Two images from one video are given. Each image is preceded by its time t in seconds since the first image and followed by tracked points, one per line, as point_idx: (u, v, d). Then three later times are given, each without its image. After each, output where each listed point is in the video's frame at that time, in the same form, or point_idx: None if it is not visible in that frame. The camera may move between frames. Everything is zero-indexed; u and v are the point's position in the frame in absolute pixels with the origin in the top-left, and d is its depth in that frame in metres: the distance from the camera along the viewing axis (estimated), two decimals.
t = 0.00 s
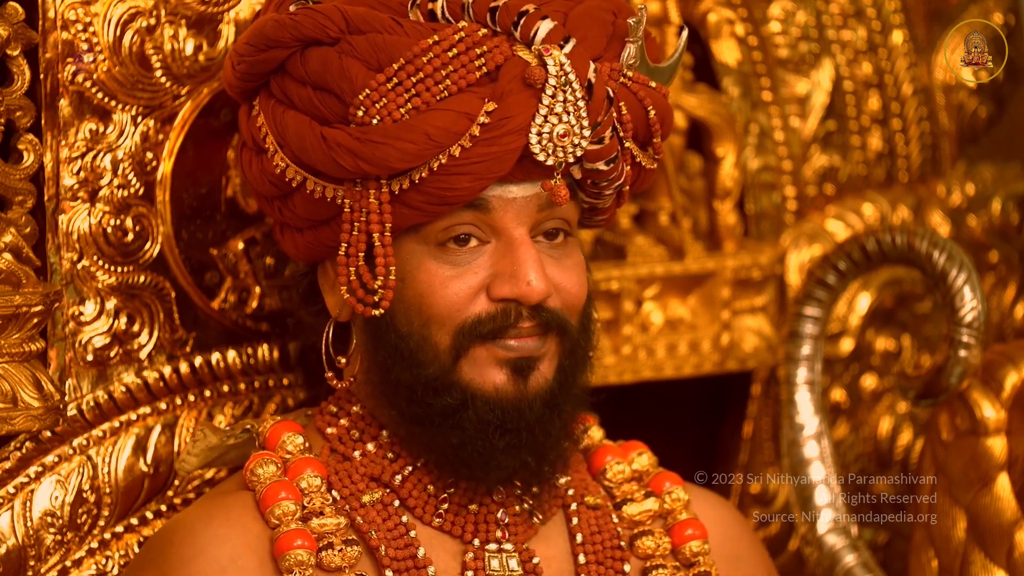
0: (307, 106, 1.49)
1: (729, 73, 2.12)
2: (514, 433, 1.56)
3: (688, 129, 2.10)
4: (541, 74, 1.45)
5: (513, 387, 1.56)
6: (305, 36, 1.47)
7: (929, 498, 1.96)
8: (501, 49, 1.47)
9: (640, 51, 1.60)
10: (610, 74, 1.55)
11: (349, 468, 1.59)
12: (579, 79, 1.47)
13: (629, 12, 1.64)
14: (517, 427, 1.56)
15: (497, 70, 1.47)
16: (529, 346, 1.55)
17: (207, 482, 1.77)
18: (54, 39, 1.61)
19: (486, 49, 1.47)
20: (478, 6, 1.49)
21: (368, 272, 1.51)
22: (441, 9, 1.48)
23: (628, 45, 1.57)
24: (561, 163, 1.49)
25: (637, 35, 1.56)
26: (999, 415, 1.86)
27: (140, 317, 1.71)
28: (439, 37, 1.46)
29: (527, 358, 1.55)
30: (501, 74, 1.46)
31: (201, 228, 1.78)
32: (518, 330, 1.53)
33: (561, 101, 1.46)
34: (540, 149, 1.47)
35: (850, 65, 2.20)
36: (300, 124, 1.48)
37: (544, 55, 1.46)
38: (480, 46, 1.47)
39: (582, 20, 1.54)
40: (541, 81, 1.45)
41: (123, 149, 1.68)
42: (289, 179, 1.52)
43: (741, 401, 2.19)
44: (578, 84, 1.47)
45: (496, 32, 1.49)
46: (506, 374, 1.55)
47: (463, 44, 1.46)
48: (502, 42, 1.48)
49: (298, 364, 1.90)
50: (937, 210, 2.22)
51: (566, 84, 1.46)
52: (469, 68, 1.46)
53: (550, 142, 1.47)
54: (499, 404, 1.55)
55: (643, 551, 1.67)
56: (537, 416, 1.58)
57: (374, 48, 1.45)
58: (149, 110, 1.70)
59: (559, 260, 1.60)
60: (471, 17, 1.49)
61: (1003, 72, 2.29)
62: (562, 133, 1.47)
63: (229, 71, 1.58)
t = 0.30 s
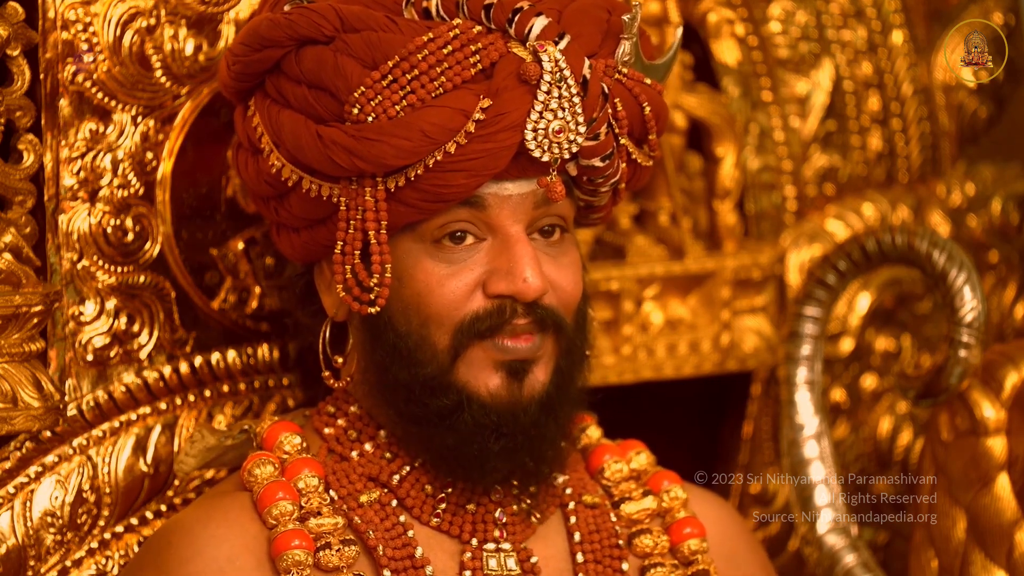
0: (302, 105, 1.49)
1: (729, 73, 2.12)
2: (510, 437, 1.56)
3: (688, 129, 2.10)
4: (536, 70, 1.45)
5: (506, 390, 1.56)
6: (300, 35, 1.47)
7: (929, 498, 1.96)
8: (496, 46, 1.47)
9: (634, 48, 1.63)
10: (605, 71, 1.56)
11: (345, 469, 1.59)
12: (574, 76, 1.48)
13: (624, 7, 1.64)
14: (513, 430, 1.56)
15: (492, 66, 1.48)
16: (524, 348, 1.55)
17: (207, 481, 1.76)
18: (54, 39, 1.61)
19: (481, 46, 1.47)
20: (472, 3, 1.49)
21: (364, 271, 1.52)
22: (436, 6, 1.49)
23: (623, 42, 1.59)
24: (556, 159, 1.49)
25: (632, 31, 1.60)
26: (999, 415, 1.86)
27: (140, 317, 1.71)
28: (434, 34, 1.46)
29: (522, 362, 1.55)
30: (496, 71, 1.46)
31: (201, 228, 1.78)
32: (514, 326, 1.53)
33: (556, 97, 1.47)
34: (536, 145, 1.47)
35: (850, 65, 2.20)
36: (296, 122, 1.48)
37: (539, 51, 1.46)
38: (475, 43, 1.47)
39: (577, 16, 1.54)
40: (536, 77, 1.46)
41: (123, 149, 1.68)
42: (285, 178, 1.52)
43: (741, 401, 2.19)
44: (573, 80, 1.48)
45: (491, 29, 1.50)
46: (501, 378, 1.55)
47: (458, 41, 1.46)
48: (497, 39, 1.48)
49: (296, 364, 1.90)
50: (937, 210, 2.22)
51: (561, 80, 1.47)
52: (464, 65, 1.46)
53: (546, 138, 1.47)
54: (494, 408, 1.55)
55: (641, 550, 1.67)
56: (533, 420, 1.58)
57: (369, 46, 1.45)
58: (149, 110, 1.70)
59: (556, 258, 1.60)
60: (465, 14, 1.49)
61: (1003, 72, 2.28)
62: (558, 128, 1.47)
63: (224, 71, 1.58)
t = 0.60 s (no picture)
0: (295, 99, 1.49)
1: (729, 73, 2.12)
2: (510, 428, 1.56)
3: (687, 129, 2.10)
4: (528, 56, 1.46)
5: (503, 382, 1.55)
6: (292, 30, 1.47)
7: (929, 498, 1.96)
8: (488, 34, 1.48)
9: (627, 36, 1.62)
10: (598, 58, 1.55)
11: (344, 467, 1.59)
12: (567, 61, 1.48)
13: None
14: (512, 422, 1.56)
15: (484, 55, 1.48)
16: (521, 345, 1.54)
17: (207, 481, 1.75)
18: (54, 39, 1.61)
19: (473, 35, 1.47)
20: None
21: (360, 262, 1.52)
22: None
23: (615, 31, 1.58)
24: (550, 145, 1.49)
25: (623, 20, 1.58)
26: (999, 415, 1.86)
27: (140, 317, 1.71)
28: (425, 24, 1.47)
29: (520, 358, 1.55)
30: (488, 59, 1.47)
31: (201, 229, 1.78)
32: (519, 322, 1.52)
33: (549, 83, 1.47)
34: (530, 131, 1.47)
35: (850, 64, 2.20)
36: (289, 116, 1.48)
37: (531, 37, 1.47)
38: (467, 32, 1.47)
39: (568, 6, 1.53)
40: (528, 63, 1.46)
41: (123, 149, 1.68)
42: (279, 174, 1.52)
43: (741, 401, 2.19)
44: (566, 66, 1.47)
45: (483, 19, 1.50)
46: (499, 371, 1.55)
47: (450, 31, 1.47)
48: (489, 28, 1.49)
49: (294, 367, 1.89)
50: (937, 210, 2.22)
51: (554, 65, 1.47)
52: (457, 53, 1.46)
53: (540, 124, 1.47)
54: (493, 401, 1.55)
55: (639, 547, 1.67)
56: (532, 413, 1.58)
57: (361, 37, 1.46)
58: (149, 110, 1.70)
59: (551, 250, 1.60)
60: (457, 5, 1.50)
61: (1003, 72, 2.28)
62: (551, 114, 1.47)
63: (217, 75, 1.59)
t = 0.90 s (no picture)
0: (291, 95, 1.49)
1: (729, 73, 2.12)
2: (512, 420, 1.56)
3: (687, 129, 2.10)
4: (523, 44, 1.46)
5: (507, 373, 1.55)
6: (287, 26, 1.48)
7: (929, 498, 1.96)
8: (483, 25, 1.48)
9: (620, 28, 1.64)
10: (593, 49, 1.55)
11: (344, 467, 1.59)
12: (562, 50, 1.49)
13: None
14: (515, 413, 1.56)
15: (479, 46, 1.48)
16: (523, 334, 1.54)
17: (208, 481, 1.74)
18: (54, 39, 1.61)
19: (468, 26, 1.48)
20: None
21: (357, 254, 1.52)
22: None
23: (609, 22, 1.60)
24: (547, 135, 1.49)
25: (616, 12, 1.62)
26: (999, 415, 1.86)
27: (140, 317, 1.72)
28: (420, 16, 1.47)
29: (521, 346, 1.54)
30: (483, 49, 1.47)
31: (201, 229, 1.78)
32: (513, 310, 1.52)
33: (545, 72, 1.47)
34: (526, 120, 1.47)
35: (850, 64, 2.20)
36: (286, 112, 1.48)
37: (526, 26, 1.47)
38: (462, 23, 1.48)
39: None
40: (523, 52, 1.46)
41: (123, 149, 1.68)
42: (277, 171, 1.52)
43: (742, 401, 2.18)
44: (561, 55, 1.48)
45: (477, 10, 1.51)
46: (501, 362, 1.54)
47: (444, 22, 1.47)
48: (484, 19, 1.49)
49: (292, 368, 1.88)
50: (938, 210, 2.22)
51: (549, 55, 1.47)
52: (452, 44, 1.47)
53: (536, 113, 1.47)
54: (495, 392, 1.54)
55: (637, 547, 1.67)
56: (534, 404, 1.58)
57: (356, 30, 1.46)
58: (149, 110, 1.70)
59: (550, 242, 1.60)
60: None
61: (1003, 72, 2.29)
62: (547, 103, 1.47)
63: (212, 81, 1.59)
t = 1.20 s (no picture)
0: (293, 95, 1.49)
1: (729, 74, 2.12)
2: (511, 422, 1.56)
3: (687, 129, 2.10)
4: (525, 46, 1.46)
5: (507, 375, 1.55)
6: (289, 27, 1.48)
7: (929, 498, 1.96)
8: (485, 27, 1.48)
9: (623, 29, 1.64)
10: (595, 51, 1.56)
11: (345, 468, 1.59)
12: (564, 52, 1.49)
13: None
14: (513, 416, 1.55)
15: (481, 47, 1.49)
16: (523, 338, 1.54)
17: (207, 481, 1.74)
18: (54, 39, 1.61)
19: (470, 27, 1.48)
20: None
21: (359, 256, 1.52)
22: None
23: (612, 23, 1.60)
24: (549, 137, 1.50)
25: (620, 13, 1.61)
26: (999, 415, 1.86)
27: (140, 317, 1.72)
28: (422, 17, 1.47)
29: (520, 349, 1.54)
30: (485, 51, 1.47)
31: (201, 229, 1.78)
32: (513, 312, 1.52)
33: (547, 74, 1.47)
34: (529, 122, 1.47)
35: (850, 64, 2.20)
36: (287, 112, 1.48)
37: (528, 28, 1.47)
38: (464, 25, 1.48)
39: None
40: (525, 54, 1.47)
41: (123, 149, 1.68)
42: (278, 172, 1.52)
43: (741, 401, 2.18)
44: (563, 57, 1.48)
45: (479, 11, 1.50)
46: (500, 365, 1.54)
47: (446, 24, 1.47)
48: (486, 21, 1.49)
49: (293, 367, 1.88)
50: (937, 210, 2.22)
51: (551, 56, 1.47)
52: (454, 46, 1.47)
53: (537, 115, 1.47)
54: (494, 394, 1.54)
55: (637, 548, 1.67)
56: (534, 405, 1.57)
57: (358, 31, 1.46)
58: (149, 110, 1.70)
59: (551, 244, 1.60)
60: None
61: (1003, 72, 2.29)
62: (549, 105, 1.47)
63: (214, 79, 1.59)
